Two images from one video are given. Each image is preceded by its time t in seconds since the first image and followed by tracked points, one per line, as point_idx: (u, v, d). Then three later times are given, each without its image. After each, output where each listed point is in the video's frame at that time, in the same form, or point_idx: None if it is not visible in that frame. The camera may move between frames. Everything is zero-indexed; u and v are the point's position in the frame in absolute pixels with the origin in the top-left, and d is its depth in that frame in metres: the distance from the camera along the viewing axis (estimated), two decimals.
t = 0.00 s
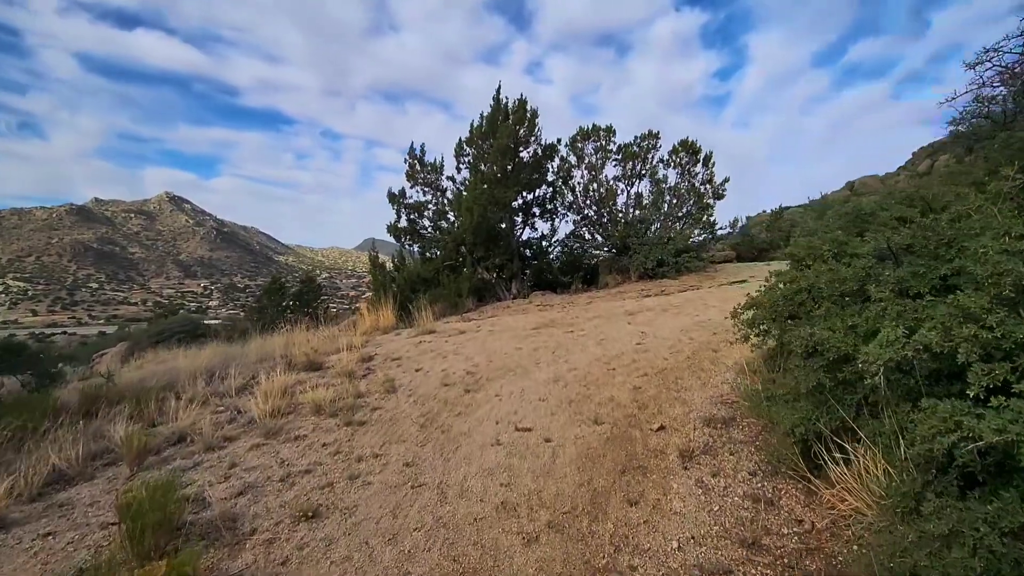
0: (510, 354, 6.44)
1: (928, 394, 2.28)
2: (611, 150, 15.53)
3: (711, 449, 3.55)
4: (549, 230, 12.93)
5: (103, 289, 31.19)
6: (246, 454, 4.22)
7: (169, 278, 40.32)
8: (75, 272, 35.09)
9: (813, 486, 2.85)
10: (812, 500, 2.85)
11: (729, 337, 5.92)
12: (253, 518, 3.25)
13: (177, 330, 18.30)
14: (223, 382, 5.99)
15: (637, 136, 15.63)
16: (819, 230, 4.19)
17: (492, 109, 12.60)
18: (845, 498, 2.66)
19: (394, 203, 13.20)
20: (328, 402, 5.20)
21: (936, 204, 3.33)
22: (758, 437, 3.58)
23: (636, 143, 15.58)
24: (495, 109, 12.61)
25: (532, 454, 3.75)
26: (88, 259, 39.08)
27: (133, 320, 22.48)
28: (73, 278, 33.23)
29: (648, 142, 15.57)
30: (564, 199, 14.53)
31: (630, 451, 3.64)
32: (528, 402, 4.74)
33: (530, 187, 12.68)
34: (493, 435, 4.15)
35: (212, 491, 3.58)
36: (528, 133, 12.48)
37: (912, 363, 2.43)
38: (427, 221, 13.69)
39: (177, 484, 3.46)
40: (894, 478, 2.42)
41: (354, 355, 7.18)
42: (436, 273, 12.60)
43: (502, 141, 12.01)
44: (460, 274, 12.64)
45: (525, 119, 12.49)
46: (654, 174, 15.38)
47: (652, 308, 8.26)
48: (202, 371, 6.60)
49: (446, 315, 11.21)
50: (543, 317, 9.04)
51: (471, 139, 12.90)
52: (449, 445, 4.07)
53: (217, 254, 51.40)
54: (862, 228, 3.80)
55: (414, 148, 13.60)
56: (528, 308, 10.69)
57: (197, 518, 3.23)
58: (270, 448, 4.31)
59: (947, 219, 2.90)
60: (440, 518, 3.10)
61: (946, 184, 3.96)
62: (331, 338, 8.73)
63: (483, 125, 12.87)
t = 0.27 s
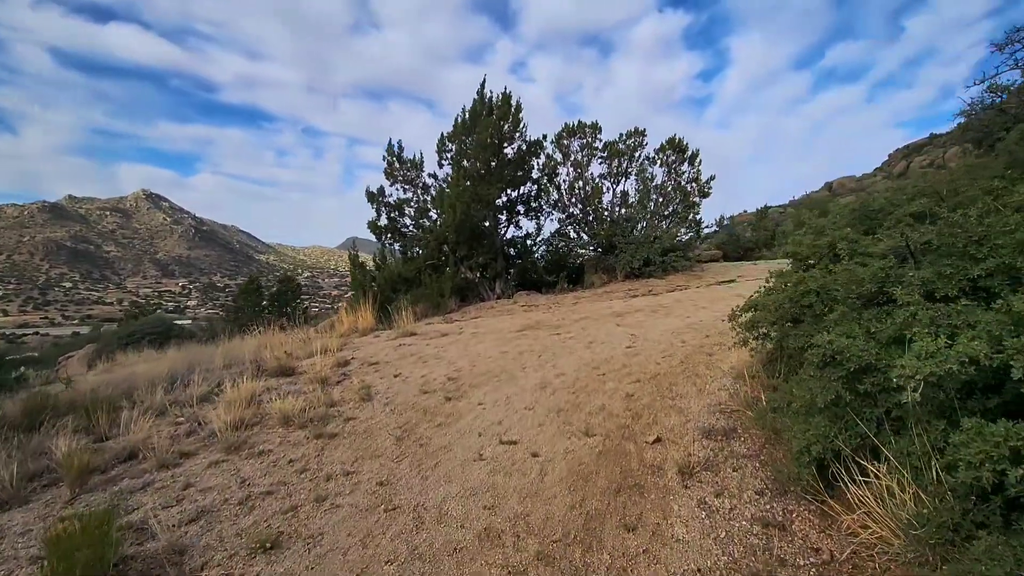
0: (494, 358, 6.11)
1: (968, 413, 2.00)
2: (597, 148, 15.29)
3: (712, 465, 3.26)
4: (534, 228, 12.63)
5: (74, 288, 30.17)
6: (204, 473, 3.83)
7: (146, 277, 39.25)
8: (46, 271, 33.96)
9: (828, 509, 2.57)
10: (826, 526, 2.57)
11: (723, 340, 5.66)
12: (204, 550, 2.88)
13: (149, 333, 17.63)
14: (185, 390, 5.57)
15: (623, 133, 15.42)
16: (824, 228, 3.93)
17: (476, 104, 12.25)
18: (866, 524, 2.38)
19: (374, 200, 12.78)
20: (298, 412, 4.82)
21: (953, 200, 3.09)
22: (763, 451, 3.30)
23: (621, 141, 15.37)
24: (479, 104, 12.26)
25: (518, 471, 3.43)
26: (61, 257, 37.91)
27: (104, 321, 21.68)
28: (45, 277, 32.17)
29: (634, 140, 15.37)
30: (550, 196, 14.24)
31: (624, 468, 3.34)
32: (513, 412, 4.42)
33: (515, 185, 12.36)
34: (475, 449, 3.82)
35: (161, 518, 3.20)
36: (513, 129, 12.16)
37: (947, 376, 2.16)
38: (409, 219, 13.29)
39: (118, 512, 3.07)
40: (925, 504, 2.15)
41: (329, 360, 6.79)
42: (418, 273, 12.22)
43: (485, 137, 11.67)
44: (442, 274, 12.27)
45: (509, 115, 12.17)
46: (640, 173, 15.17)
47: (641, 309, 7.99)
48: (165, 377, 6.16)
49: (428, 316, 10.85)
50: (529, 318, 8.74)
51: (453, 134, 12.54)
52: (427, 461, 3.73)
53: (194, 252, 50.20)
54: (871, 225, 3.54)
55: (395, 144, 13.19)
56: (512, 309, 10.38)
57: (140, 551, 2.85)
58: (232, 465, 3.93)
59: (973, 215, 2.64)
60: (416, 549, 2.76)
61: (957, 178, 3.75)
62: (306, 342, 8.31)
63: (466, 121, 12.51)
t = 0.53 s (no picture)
0: (475, 368, 5.78)
1: None
2: (581, 146, 15.03)
3: (716, 494, 2.97)
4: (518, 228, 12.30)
5: (41, 287, 29.05)
6: (150, 504, 3.43)
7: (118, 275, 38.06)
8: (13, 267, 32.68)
9: (849, 552, 2.29)
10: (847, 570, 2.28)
11: (716, 348, 5.41)
12: None
13: (117, 335, 16.92)
14: (139, 405, 5.12)
15: (608, 132, 15.18)
16: (829, 233, 3.67)
17: (457, 99, 11.87)
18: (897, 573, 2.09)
19: (351, 198, 12.33)
20: (262, 429, 4.43)
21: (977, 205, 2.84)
22: (770, 478, 3.02)
23: (606, 139, 15.13)
24: (461, 99, 11.89)
25: (502, 502, 3.10)
26: (29, 253, 36.55)
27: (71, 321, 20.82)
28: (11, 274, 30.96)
29: (619, 138, 15.14)
30: (533, 196, 13.93)
31: (619, 498, 3.03)
32: (496, 430, 4.09)
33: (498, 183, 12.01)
34: (454, 475, 3.48)
35: (94, 563, 2.80)
36: (496, 126, 11.80)
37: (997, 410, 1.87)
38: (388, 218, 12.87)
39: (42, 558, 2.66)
40: (971, 556, 1.86)
41: (300, 369, 6.38)
42: (397, 274, 11.83)
43: (467, 133, 11.31)
44: (423, 275, 11.89)
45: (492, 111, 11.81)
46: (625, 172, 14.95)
47: (629, 314, 7.72)
48: (120, 389, 5.70)
49: (408, 320, 10.46)
50: (513, 322, 8.41)
51: (434, 131, 12.15)
52: (401, 489, 3.38)
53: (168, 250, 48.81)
54: (882, 230, 3.28)
55: (373, 140, 12.74)
56: (495, 312, 10.05)
57: None
58: (182, 494, 3.52)
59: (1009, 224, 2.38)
60: None
61: (969, 181, 3.52)
62: (277, 348, 7.88)
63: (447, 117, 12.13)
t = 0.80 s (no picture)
0: (461, 375, 5.47)
1: None
2: (568, 144, 14.79)
3: (727, 518, 2.71)
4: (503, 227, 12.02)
5: (9, 284, 27.97)
6: (99, 534, 3.07)
7: (90, 272, 36.89)
8: None
9: None
10: None
11: (714, 354, 5.17)
12: None
13: (84, 335, 16.21)
14: (96, 417, 4.72)
15: (595, 129, 14.94)
16: (841, 235, 3.45)
17: (442, 94, 11.51)
18: None
19: (331, 194, 11.90)
20: (231, 444, 4.08)
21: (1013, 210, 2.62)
22: (786, 502, 2.79)
23: (593, 137, 14.89)
24: (445, 94, 11.53)
25: (494, 531, 2.81)
26: None
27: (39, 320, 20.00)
28: None
29: (606, 136, 14.94)
30: (519, 194, 13.64)
31: (622, 524, 2.76)
32: (485, 445, 3.81)
33: (483, 181, 11.69)
34: (440, 498, 3.19)
35: None
36: (481, 122, 11.47)
37: None
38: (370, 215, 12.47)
39: None
40: None
41: (274, 375, 6.00)
42: (379, 274, 11.47)
43: (451, 129, 10.96)
44: (406, 274, 11.53)
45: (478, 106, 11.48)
46: (612, 170, 14.74)
47: (620, 316, 7.47)
48: (77, 399, 5.28)
49: (390, 321, 10.11)
50: (499, 324, 8.11)
51: (418, 126, 11.77)
52: (380, 514, 3.07)
53: (142, 247, 47.48)
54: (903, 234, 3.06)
55: (355, 135, 12.33)
56: (481, 314, 9.73)
57: None
58: (136, 522, 3.17)
59: None
60: None
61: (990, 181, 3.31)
62: (250, 351, 7.46)
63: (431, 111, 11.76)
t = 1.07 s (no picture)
0: (450, 385, 5.13)
1: None
2: (556, 142, 14.54)
3: (753, 555, 2.45)
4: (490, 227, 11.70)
5: None
6: None
7: (61, 270, 35.70)
8: None
9: None
10: None
11: (717, 362, 4.92)
12: None
13: (51, 338, 15.52)
14: (49, 434, 4.30)
15: (583, 128, 14.70)
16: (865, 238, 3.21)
17: (428, 89, 11.14)
18: None
19: (312, 192, 11.46)
20: (197, 465, 3.70)
21: None
22: (816, 534, 2.52)
23: (581, 136, 14.65)
24: (431, 89, 11.16)
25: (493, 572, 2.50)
26: None
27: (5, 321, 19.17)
28: None
29: (594, 135, 14.71)
30: (507, 192, 13.34)
31: (636, 563, 2.48)
32: (479, 466, 3.49)
33: (470, 179, 11.35)
34: (430, 530, 2.87)
35: None
36: (468, 118, 11.13)
37: None
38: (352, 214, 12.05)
39: None
40: None
41: (250, 386, 5.60)
42: (362, 275, 11.09)
43: (437, 125, 10.60)
44: (390, 275, 11.16)
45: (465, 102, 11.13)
46: (600, 169, 14.51)
47: (613, 320, 7.20)
48: (31, 413, 4.84)
49: (373, 324, 9.74)
50: (488, 328, 7.80)
51: (402, 122, 11.39)
52: (364, 550, 2.74)
53: (115, 245, 46.13)
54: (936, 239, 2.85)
55: (336, 130, 11.90)
56: (468, 317, 9.40)
57: None
58: (85, 562, 2.79)
59: None
60: None
61: None
62: (224, 358, 7.04)
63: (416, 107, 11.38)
